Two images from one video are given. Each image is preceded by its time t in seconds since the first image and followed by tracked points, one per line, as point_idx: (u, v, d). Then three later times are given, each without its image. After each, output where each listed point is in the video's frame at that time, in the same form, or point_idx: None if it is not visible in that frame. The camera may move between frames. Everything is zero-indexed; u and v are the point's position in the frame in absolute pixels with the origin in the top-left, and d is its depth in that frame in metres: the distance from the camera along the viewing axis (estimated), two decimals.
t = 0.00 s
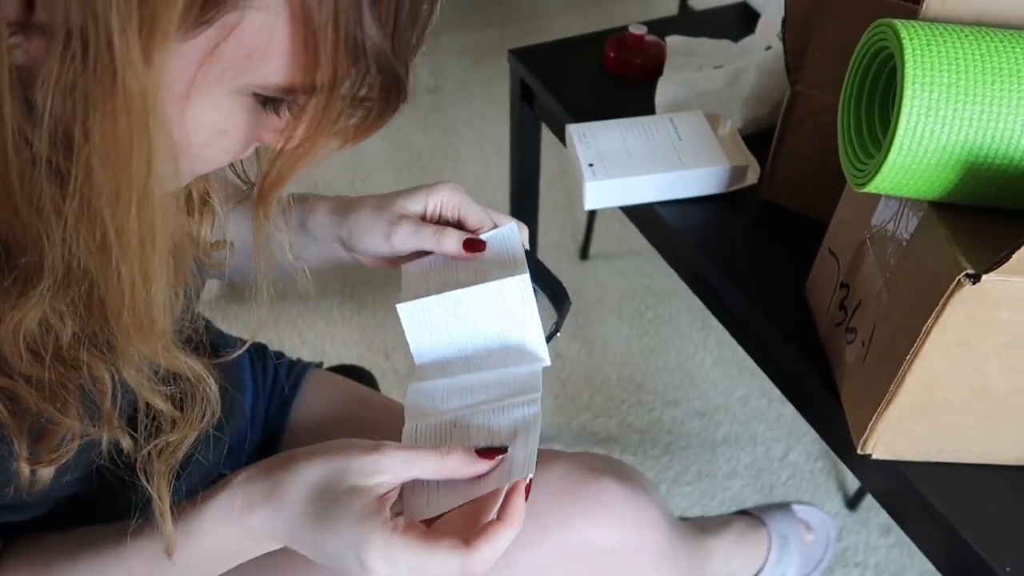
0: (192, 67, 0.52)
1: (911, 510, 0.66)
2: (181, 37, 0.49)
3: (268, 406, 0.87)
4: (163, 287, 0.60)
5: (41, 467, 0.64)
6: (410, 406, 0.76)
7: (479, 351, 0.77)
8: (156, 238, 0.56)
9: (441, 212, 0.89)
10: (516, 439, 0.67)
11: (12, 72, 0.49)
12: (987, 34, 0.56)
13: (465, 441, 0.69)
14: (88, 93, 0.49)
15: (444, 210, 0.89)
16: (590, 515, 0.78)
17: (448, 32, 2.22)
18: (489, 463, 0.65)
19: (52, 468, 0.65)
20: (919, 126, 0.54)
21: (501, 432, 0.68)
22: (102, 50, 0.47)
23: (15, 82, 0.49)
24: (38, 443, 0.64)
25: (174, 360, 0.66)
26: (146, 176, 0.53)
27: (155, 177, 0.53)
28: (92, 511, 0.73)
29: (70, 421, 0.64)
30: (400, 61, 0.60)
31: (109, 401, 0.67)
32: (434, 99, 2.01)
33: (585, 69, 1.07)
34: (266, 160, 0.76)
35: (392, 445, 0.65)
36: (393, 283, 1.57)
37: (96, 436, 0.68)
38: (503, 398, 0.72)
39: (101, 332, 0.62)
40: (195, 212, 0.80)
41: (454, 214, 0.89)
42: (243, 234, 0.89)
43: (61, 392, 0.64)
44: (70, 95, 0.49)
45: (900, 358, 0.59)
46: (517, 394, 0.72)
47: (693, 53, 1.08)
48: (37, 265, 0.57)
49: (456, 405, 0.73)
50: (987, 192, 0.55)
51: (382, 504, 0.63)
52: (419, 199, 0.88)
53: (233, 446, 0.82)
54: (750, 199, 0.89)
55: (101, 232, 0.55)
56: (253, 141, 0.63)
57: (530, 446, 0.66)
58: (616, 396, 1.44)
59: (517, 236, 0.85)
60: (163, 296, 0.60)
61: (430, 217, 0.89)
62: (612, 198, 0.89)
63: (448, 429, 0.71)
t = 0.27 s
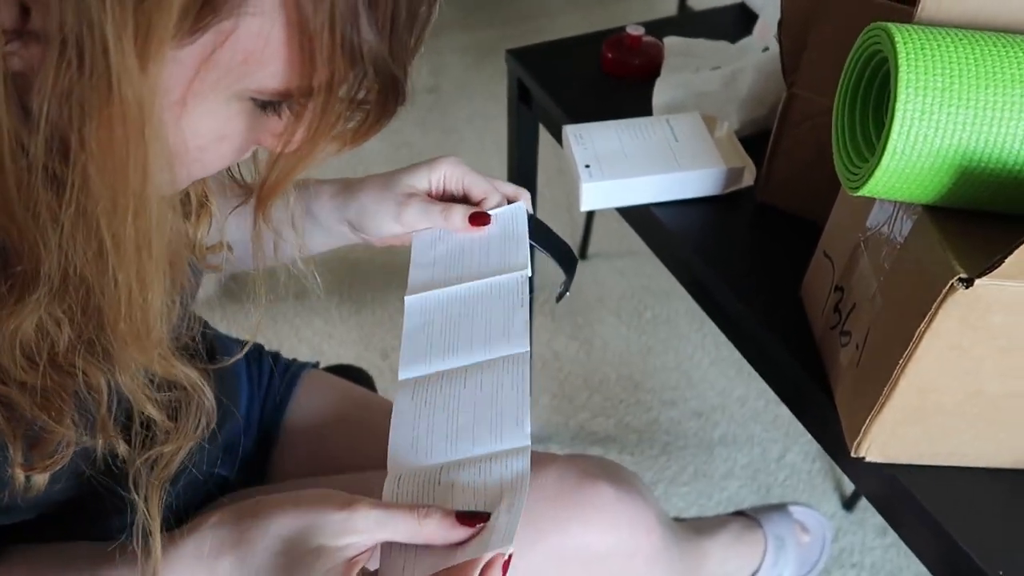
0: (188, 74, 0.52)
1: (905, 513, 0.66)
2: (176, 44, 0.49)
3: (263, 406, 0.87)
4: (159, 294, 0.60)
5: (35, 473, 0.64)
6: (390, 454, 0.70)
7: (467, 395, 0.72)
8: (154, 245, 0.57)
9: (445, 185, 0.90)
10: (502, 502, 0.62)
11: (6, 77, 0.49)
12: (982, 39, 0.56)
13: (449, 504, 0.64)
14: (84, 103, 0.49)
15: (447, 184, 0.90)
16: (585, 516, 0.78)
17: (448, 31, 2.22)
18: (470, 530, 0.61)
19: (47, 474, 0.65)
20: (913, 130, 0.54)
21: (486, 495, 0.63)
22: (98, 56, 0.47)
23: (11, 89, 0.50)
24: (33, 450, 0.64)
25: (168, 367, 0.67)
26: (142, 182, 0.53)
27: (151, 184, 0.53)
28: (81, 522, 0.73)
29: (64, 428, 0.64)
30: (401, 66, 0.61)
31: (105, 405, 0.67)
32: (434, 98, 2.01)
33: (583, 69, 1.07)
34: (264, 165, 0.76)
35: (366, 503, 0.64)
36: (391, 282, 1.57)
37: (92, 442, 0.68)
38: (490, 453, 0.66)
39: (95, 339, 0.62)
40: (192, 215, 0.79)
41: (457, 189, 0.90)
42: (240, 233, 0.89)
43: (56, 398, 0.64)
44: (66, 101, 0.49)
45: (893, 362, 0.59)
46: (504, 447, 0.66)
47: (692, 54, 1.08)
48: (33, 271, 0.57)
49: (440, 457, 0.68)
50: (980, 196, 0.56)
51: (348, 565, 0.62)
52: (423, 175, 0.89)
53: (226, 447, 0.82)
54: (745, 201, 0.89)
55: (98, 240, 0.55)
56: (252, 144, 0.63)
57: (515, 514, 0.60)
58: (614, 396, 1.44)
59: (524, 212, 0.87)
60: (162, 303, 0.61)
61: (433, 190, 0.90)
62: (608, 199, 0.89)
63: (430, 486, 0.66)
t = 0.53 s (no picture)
0: (190, 82, 0.52)
1: (902, 520, 0.66)
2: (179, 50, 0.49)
3: (261, 410, 0.87)
4: (174, 300, 0.62)
5: (46, 480, 0.64)
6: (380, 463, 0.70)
7: (457, 402, 0.72)
8: (166, 251, 0.58)
9: (435, 187, 0.90)
10: (493, 511, 0.62)
11: (11, 95, 0.50)
12: (978, 48, 0.56)
13: (439, 514, 0.64)
14: (90, 116, 0.50)
15: (438, 185, 0.90)
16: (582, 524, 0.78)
17: (446, 35, 2.22)
18: (460, 540, 0.62)
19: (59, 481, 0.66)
20: (910, 140, 0.54)
21: (476, 504, 0.63)
22: (102, 72, 0.48)
23: (16, 105, 0.51)
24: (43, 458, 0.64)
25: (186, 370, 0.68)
26: (151, 192, 0.54)
27: (160, 195, 0.55)
28: (82, 529, 0.72)
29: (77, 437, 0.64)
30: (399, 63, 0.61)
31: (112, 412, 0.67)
32: (432, 102, 2.01)
33: (580, 75, 1.07)
34: (263, 169, 0.76)
35: (356, 513, 0.64)
36: (389, 286, 1.57)
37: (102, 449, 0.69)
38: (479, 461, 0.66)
39: (104, 344, 0.63)
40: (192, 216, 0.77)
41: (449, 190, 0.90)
42: (237, 239, 0.89)
43: (63, 406, 0.64)
44: (72, 116, 0.50)
45: (890, 370, 0.59)
46: (495, 453, 0.66)
47: (689, 60, 1.08)
48: (41, 283, 0.58)
49: (430, 465, 0.68)
50: (976, 205, 0.56)
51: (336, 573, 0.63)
52: (414, 177, 0.88)
53: (225, 453, 0.82)
54: (743, 208, 0.89)
55: (110, 250, 0.56)
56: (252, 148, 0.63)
57: (504, 523, 0.60)
58: (612, 401, 1.44)
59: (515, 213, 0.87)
60: (174, 308, 0.62)
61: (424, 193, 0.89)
62: (605, 205, 0.89)
63: (421, 495, 0.66)
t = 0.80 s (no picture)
0: (190, 85, 0.52)
1: (905, 525, 0.66)
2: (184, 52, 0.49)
3: (263, 412, 0.87)
4: (176, 304, 0.62)
5: (42, 485, 0.64)
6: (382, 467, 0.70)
7: (459, 404, 0.72)
8: (167, 251, 0.58)
9: (437, 185, 0.90)
10: (495, 513, 0.61)
11: (15, 95, 0.50)
12: (983, 52, 0.56)
13: (441, 518, 0.64)
14: (92, 118, 0.50)
15: (439, 183, 0.89)
16: (585, 530, 0.78)
17: (448, 37, 2.22)
18: (462, 544, 0.61)
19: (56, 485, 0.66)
20: (915, 144, 0.54)
21: (478, 506, 0.63)
22: (105, 71, 0.47)
23: (19, 106, 0.51)
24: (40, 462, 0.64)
25: (186, 374, 0.67)
26: (153, 192, 0.54)
27: (162, 195, 0.55)
28: (82, 534, 0.72)
29: (73, 439, 0.64)
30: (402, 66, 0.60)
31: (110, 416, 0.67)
32: (434, 104, 2.01)
33: (583, 78, 1.07)
34: (267, 171, 0.75)
35: (357, 518, 0.64)
36: (389, 288, 1.56)
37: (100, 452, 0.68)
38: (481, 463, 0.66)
39: (104, 349, 0.63)
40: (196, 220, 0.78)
41: (451, 187, 0.90)
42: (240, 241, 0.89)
43: (62, 410, 0.64)
44: (75, 116, 0.50)
45: (895, 374, 0.59)
46: (497, 454, 0.66)
47: (692, 63, 1.08)
48: (43, 285, 0.58)
49: (432, 468, 0.68)
50: (981, 209, 0.56)
51: None
52: (414, 177, 0.88)
53: (227, 457, 0.82)
54: (746, 212, 0.89)
55: (111, 251, 0.56)
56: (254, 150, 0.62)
57: (507, 525, 0.59)
58: (613, 403, 1.44)
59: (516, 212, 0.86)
60: (176, 309, 0.62)
61: (425, 191, 0.89)
62: (607, 208, 0.88)
63: (424, 498, 0.66)
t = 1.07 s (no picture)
0: (198, 83, 0.52)
1: (906, 524, 0.66)
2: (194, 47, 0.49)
3: (265, 411, 0.87)
4: (184, 298, 0.62)
5: (50, 480, 0.64)
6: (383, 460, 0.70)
7: (459, 396, 0.71)
8: (177, 247, 0.58)
9: (440, 178, 0.90)
10: (492, 502, 0.61)
11: (26, 91, 0.50)
12: (985, 51, 0.57)
13: (439, 510, 0.63)
14: (102, 115, 0.50)
15: (442, 177, 0.90)
16: (586, 530, 0.78)
17: (449, 37, 2.22)
18: (458, 536, 0.60)
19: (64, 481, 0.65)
20: (918, 143, 0.54)
21: (476, 496, 0.62)
22: (115, 66, 0.48)
23: (31, 102, 0.51)
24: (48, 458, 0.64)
25: (194, 370, 0.67)
26: (162, 189, 0.54)
27: (171, 190, 0.55)
28: (89, 530, 0.71)
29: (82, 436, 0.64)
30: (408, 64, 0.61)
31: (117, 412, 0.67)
32: (435, 103, 2.01)
33: (585, 78, 1.07)
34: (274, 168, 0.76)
35: (355, 511, 0.63)
36: (390, 288, 1.57)
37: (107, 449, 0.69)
38: (479, 452, 0.65)
39: (111, 345, 0.63)
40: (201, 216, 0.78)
41: (454, 181, 0.90)
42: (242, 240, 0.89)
43: (70, 406, 0.64)
44: (85, 111, 0.50)
45: (897, 373, 0.59)
46: (495, 444, 0.65)
47: (693, 63, 1.08)
48: (52, 280, 0.58)
49: (432, 459, 0.68)
50: (985, 208, 0.56)
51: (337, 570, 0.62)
52: (417, 171, 0.88)
53: (232, 456, 0.82)
54: (747, 212, 0.89)
55: (120, 247, 0.56)
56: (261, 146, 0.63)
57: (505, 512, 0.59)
58: (614, 403, 1.44)
59: (518, 206, 0.86)
60: (184, 305, 0.63)
61: (428, 185, 0.90)
62: (609, 208, 0.88)
63: (423, 489, 0.66)
